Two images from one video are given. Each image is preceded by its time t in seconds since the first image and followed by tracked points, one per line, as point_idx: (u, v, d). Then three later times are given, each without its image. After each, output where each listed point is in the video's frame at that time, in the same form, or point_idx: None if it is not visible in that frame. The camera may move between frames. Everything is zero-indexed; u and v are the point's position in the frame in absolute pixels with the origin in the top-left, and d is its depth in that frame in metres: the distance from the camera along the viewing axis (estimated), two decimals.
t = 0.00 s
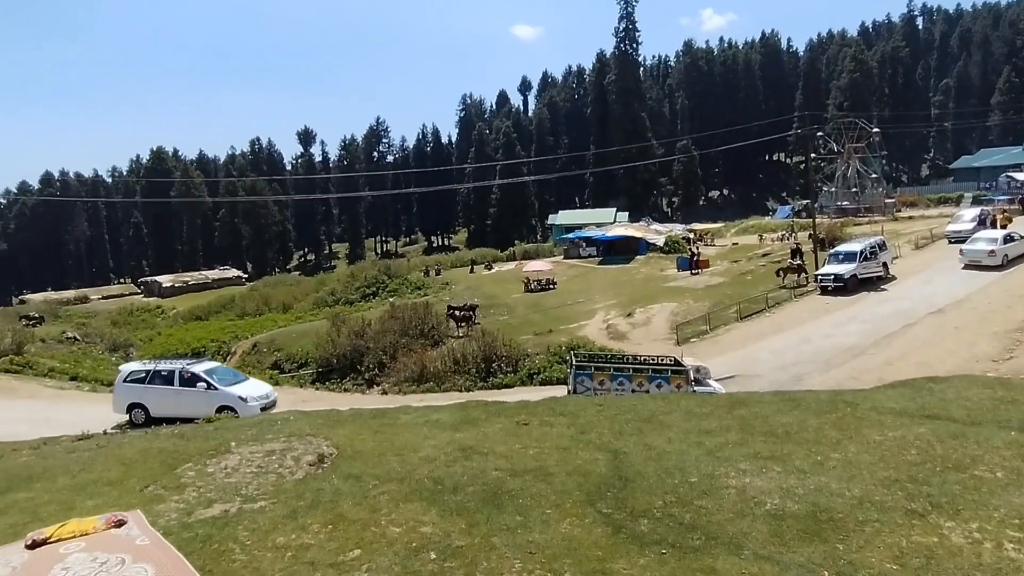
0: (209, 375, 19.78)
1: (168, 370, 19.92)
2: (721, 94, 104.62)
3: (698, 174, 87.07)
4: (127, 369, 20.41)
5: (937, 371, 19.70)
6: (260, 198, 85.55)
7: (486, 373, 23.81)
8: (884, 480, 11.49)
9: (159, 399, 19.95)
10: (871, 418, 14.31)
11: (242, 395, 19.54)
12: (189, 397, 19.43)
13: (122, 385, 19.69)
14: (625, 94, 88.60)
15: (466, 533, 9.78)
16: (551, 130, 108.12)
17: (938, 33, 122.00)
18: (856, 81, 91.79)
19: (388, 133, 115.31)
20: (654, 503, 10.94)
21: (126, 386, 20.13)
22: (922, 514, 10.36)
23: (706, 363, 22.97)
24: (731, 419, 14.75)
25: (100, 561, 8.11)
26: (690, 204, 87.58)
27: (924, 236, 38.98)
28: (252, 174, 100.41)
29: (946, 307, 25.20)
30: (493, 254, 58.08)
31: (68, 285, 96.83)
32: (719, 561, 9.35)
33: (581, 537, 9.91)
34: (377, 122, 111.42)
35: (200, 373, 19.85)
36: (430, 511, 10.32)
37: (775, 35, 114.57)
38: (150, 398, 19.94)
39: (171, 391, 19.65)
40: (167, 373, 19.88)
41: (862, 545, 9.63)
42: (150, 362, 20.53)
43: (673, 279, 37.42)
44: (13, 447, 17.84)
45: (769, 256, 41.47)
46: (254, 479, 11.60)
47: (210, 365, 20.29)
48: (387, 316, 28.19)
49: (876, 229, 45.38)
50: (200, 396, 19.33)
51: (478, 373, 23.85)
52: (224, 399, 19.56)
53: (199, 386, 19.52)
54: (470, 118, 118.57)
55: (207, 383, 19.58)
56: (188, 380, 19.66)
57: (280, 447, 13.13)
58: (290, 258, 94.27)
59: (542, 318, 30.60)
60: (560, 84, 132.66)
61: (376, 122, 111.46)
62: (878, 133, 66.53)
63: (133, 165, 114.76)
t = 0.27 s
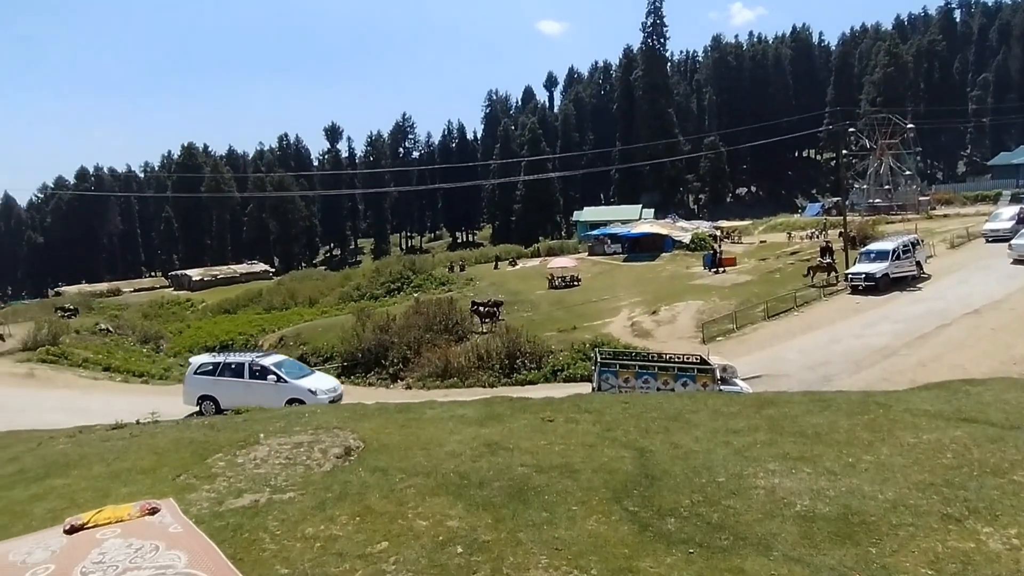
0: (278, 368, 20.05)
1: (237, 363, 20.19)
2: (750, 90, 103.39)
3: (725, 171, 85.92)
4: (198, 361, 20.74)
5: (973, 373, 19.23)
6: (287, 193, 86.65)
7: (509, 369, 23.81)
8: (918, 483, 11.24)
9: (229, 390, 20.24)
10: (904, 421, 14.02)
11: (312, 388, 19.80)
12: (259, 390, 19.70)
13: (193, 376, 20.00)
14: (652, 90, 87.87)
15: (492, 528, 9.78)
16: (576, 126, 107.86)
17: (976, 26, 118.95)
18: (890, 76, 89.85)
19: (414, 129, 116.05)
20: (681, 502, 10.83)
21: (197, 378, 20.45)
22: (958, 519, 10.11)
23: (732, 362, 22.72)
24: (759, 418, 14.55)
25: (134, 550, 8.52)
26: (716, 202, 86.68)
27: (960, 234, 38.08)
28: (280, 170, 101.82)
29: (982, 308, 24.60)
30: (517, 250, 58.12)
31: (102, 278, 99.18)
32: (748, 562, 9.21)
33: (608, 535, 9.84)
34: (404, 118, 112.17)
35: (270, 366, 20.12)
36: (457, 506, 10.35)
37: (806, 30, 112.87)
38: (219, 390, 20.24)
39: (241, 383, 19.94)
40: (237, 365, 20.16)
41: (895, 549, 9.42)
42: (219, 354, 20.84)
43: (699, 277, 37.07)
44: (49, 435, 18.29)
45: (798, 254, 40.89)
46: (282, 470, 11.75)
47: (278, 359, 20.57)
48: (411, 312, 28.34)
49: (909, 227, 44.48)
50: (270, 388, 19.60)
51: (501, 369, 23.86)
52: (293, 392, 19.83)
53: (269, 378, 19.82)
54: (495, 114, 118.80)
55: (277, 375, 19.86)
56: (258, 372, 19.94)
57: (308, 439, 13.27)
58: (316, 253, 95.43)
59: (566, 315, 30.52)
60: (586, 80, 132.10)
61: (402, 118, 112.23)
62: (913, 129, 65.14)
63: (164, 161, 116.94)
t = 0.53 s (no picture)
0: (345, 363, 20.16)
1: (303, 358, 20.30)
2: (780, 85, 101.98)
3: (753, 168, 84.82)
4: (263, 356, 20.86)
5: (1010, 375, 18.71)
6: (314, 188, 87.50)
7: (533, 365, 23.75)
8: (954, 487, 10.96)
9: (294, 384, 20.30)
10: (939, 423, 13.70)
11: (378, 383, 19.87)
12: (326, 383, 19.77)
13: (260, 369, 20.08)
14: (680, 86, 86.98)
15: (518, 523, 9.77)
16: (602, 122, 107.38)
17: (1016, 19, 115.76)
18: (925, 71, 87.99)
19: (440, 125, 116.42)
20: (708, 502, 10.70)
21: (262, 371, 20.55)
22: (996, 525, 9.84)
23: (759, 361, 22.41)
24: (788, 418, 14.33)
25: (167, 538, 8.75)
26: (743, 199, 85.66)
27: (997, 233, 37.08)
28: (308, 166, 102.98)
29: (1020, 309, 23.96)
30: (542, 247, 57.99)
31: (134, 272, 101.16)
32: (778, 563, 9.04)
33: (634, 533, 9.76)
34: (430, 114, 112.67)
35: (336, 361, 20.24)
36: (483, 500, 10.38)
37: (838, 24, 110.95)
38: (285, 385, 20.26)
39: (307, 377, 20.00)
40: (303, 360, 20.27)
41: (930, 553, 9.18)
42: (284, 349, 20.97)
43: (725, 275, 36.62)
44: (82, 424, 18.71)
45: (828, 253, 40.19)
46: (310, 462, 11.85)
47: (343, 354, 20.69)
48: (436, 307, 28.40)
49: (943, 226, 43.49)
50: (337, 382, 19.70)
51: (525, 366, 23.79)
52: (359, 387, 19.90)
53: (335, 373, 19.92)
54: (521, 110, 118.81)
55: (344, 370, 19.96)
56: (324, 366, 20.04)
57: (335, 433, 13.36)
58: (342, 248, 96.33)
59: (591, 312, 30.36)
60: (612, 76, 131.30)
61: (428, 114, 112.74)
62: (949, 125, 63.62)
63: (194, 156, 118.89)
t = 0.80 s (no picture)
0: (409, 358, 20.28)
1: (367, 353, 20.40)
2: (810, 80, 100.37)
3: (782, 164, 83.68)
4: (326, 351, 20.99)
5: None
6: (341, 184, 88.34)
7: (557, 362, 23.72)
8: (991, 492, 10.68)
9: (358, 379, 20.41)
10: (976, 426, 13.36)
11: (442, 377, 19.97)
12: (392, 378, 19.88)
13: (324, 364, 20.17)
14: (708, 81, 85.97)
15: (544, 520, 9.77)
16: (628, 118, 106.74)
17: None
18: (961, 64, 85.90)
19: (466, 121, 116.71)
20: (735, 501, 10.58)
21: (325, 367, 20.68)
22: None
23: (786, 361, 22.12)
24: (818, 419, 14.11)
25: (199, 526, 8.98)
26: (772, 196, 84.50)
27: None
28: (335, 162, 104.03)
29: None
30: (566, 243, 57.84)
31: (165, 266, 103.13)
32: (807, 565, 8.89)
33: (660, 531, 9.69)
34: (456, 110, 113.09)
35: (400, 356, 20.36)
36: (509, 496, 10.42)
37: (871, 18, 108.81)
38: (349, 379, 20.37)
39: (372, 372, 20.12)
40: (367, 355, 20.37)
41: (966, 559, 8.95)
42: (345, 344, 21.06)
43: (753, 273, 36.17)
44: (116, 414, 19.16)
45: (859, 251, 39.48)
46: (337, 455, 11.99)
47: (406, 349, 20.78)
48: (460, 303, 28.52)
49: (980, 224, 42.45)
50: (403, 376, 19.80)
51: (549, 362, 23.79)
52: (424, 381, 20.02)
53: (401, 368, 20.04)
54: (546, 107, 118.68)
55: (409, 365, 20.08)
56: (389, 361, 20.14)
57: (361, 426, 13.49)
58: (368, 244, 97.14)
59: (615, 309, 30.22)
60: (638, 72, 130.27)
61: (454, 110, 113.18)
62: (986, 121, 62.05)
63: (224, 152, 120.83)
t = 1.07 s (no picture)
0: (472, 355, 19.95)
1: (429, 349, 20.16)
2: (842, 75, 98.57)
3: (812, 161, 82.31)
4: (387, 347, 20.85)
5: None
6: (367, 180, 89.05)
7: (581, 360, 23.65)
8: None
9: (421, 375, 20.21)
10: (1013, 429, 13.02)
11: (507, 374, 19.58)
12: (456, 375, 19.59)
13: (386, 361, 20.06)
14: (737, 77, 84.91)
15: (570, 517, 9.78)
16: (655, 114, 105.97)
17: None
18: (1000, 58, 83.65)
19: (491, 117, 116.81)
20: (763, 501, 10.45)
21: (388, 363, 20.57)
22: None
23: (815, 360, 21.78)
24: (849, 419, 13.87)
25: (232, 514, 9.19)
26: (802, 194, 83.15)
27: None
28: (361, 159, 105.01)
29: None
30: (591, 240, 57.57)
31: (196, 260, 105.04)
32: (837, 567, 8.72)
33: (687, 530, 9.61)
34: (482, 107, 113.37)
35: (463, 352, 20.04)
36: (534, 492, 10.45)
37: (906, 11, 106.48)
38: (411, 375, 20.20)
39: (435, 369, 19.85)
40: (429, 351, 20.14)
41: (1003, 566, 8.71)
42: (407, 340, 20.91)
43: (781, 271, 35.67)
44: (148, 405, 19.57)
45: (891, 249, 38.68)
46: (364, 448, 12.17)
47: (468, 345, 20.44)
48: (485, 299, 28.59)
49: (1018, 222, 41.31)
50: (466, 373, 19.48)
51: (574, 359, 23.74)
52: (488, 378, 19.67)
53: (464, 364, 19.72)
54: (572, 103, 118.31)
55: (472, 361, 19.74)
56: (452, 358, 19.84)
57: (387, 420, 13.64)
58: (393, 239, 97.88)
59: (641, 306, 30.02)
60: (665, 67, 129.09)
61: (480, 107, 113.47)
62: None
63: (253, 149, 122.61)
